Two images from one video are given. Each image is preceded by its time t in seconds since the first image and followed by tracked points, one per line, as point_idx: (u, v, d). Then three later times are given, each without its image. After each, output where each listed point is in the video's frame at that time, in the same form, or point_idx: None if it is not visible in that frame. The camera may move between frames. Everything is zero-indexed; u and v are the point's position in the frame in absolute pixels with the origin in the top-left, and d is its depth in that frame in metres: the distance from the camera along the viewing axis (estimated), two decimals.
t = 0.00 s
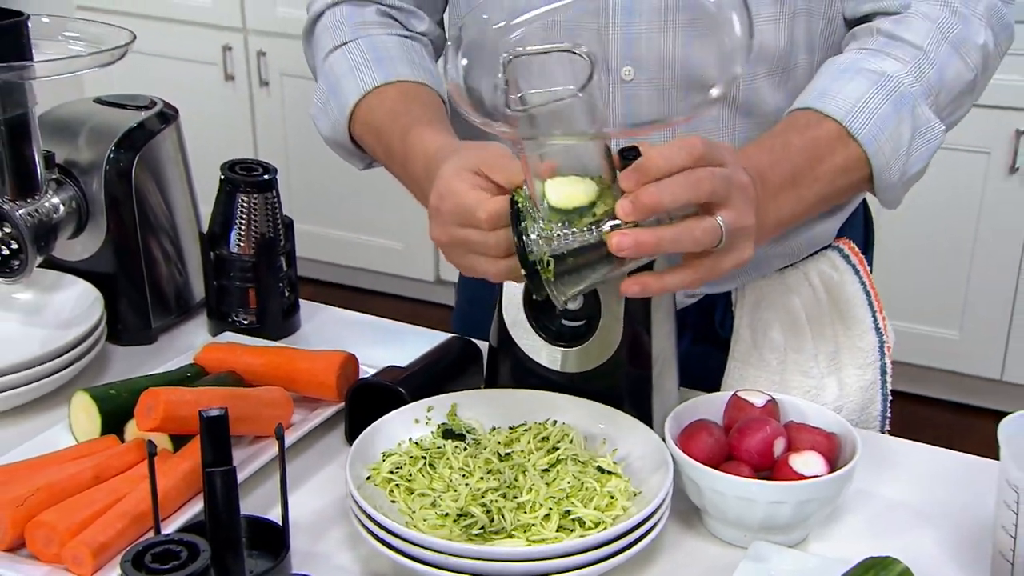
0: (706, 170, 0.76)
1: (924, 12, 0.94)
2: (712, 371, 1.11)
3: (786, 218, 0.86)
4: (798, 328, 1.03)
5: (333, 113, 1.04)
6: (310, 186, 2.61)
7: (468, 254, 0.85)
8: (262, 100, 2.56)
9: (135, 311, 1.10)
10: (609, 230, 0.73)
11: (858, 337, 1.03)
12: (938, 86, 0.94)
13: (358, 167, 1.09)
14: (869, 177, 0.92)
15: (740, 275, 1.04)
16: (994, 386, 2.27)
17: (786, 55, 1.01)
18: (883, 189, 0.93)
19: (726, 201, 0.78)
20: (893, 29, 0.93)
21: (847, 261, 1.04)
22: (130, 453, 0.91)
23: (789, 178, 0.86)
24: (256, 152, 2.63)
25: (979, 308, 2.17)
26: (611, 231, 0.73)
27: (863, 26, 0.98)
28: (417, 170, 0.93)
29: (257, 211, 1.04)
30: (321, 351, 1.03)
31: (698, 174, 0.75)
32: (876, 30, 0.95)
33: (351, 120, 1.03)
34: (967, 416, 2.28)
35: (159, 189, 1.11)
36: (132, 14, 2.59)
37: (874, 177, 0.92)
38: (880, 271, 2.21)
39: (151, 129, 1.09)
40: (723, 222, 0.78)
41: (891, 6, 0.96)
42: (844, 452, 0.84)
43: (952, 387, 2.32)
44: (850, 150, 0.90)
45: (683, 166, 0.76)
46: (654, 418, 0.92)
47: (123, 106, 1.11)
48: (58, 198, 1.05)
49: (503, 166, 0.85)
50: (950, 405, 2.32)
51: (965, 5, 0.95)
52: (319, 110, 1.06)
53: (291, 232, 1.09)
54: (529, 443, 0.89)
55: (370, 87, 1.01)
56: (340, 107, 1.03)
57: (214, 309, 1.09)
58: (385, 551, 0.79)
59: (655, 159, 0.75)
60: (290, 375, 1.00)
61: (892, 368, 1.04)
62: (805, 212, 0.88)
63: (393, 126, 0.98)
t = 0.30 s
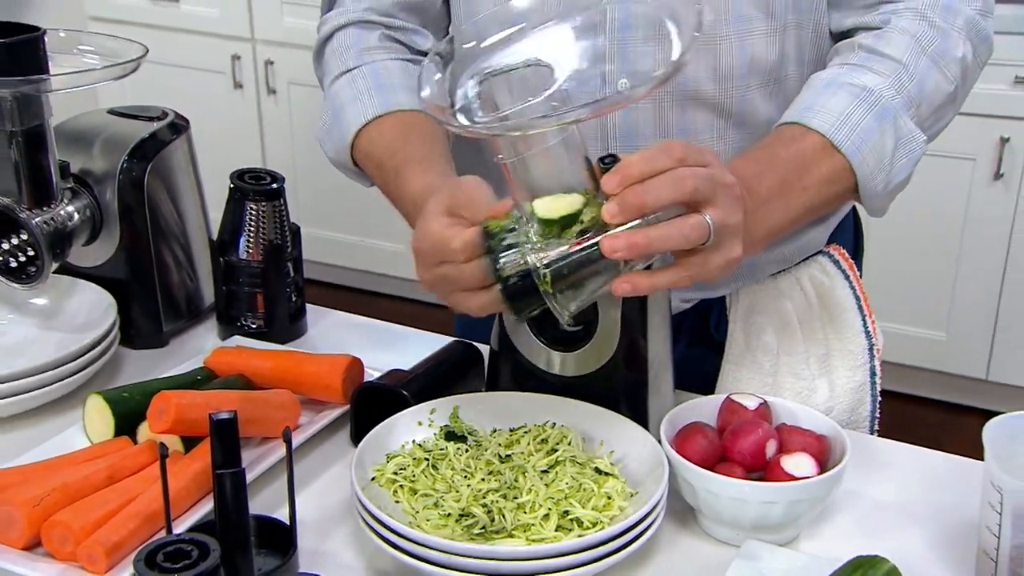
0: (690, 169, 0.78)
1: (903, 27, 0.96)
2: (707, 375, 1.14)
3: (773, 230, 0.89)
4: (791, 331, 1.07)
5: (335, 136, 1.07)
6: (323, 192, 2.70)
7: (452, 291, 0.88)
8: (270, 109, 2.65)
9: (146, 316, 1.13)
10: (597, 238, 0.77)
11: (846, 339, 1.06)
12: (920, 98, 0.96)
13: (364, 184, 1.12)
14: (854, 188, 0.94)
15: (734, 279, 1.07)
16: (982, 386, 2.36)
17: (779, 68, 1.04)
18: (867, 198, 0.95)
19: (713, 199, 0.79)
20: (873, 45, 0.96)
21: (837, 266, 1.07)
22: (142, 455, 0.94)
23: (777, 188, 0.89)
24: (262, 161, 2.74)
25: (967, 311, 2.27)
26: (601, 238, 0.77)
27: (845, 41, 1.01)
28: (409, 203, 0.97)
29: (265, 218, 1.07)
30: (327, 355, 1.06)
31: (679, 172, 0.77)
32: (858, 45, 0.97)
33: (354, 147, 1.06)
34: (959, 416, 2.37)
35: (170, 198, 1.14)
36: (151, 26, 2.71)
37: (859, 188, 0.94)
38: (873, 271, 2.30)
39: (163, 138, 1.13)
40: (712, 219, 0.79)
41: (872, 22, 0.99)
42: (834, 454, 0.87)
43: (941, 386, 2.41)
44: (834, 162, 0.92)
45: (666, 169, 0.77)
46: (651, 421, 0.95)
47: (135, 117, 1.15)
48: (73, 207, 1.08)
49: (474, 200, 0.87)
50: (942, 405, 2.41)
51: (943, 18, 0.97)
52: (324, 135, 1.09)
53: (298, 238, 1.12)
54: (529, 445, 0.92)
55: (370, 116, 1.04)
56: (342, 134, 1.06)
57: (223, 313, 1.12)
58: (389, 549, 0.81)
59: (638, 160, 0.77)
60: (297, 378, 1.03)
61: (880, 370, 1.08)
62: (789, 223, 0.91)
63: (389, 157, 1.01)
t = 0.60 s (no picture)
0: (727, 192, 0.81)
1: (909, 38, 0.98)
2: (702, 376, 1.16)
3: (795, 244, 0.91)
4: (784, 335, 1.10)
5: (316, 136, 1.08)
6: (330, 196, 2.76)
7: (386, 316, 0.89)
8: (275, 114, 2.72)
9: (153, 318, 1.16)
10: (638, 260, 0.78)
11: (836, 341, 1.11)
12: (929, 108, 0.98)
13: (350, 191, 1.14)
14: (868, 197, 0.97)
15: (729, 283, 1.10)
16: (974, 387, 2.41)
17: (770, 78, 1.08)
18: (882, 205, 0.98)
19: (748, 220, 0.82)
20: (881, 57, 0.98)
21: (829, 269, 1.11)
22: (150, 455, 0.96)
23: (798, 202, 0.91)
24: (268, 166, 2.79)
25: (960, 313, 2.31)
26: (640, 260, 0.78)
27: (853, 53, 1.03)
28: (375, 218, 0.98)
29: (270, 222, 1.10)
30: (330, 357, 1.08)
31: (717, 197, 0.80)
32: (866, 58, 1.00)
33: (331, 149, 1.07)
34: (953, 416, 2.41)
35: (177, 203, 1.17)
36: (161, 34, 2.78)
37: (873, 196, 0.97)
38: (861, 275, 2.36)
39: (171, 145, 1.16)
40: (748, 238, 0.82)
41: (878, 34, 1.01)
42: (826, 456, 0.89)
43: (936, 387, 2.46)
44: (850, 173, 0.95)
45: (704, 193, 0.80)
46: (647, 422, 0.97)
47: (144, 124, 1.18)
48: (83, 213, 1.10)
49: (448, 247, 0.89)
50: (937, 405, 2.46)
51: (949, 28, 0.99)
52: (305, 130, 1.09)
53: (302, 242, 1.15)
54: (528, 446, 0.93)
55: (351, 125, 1.06)
56: (324, 134, 1.07)
57: (229, 316, 1.15)
58: (391, 548, 0.82)
59: (676, 187, 0.79)
60: (300, 380, 1.05)
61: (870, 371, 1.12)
62: (810, 235, 0.93)
63: (362, 169, 1.02)
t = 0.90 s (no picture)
0: (753, 204, 0.83)
1: (911, 44, 1.00)
2: (699, 378, 1.17)
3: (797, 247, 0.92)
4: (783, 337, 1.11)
5: (305, 132, 1.06)
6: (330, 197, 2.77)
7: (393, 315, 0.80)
8: (277, 116, 2.74)
9: (155, 319, 1.17)
10: (663, 266, 0.80)
11: (833, 341, 1.12)
12: (929, 113, 0.99)
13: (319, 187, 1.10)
14: (869, 199, 0.98)
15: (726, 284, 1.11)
16: (970, 387, 2.42)
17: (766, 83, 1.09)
18: (879, 207, 0.98)
19: (769, 227, 0.84)
20: (883, 61, 0.99)
21: (824, 270, 1.12)
22: (152, 456, 0.97)
23: (804, 205, 0.92)
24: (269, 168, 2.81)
25: (956, 313, 2.32)
26: (665, 267, 0.80)
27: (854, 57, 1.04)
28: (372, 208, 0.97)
29: (271, 225, 1.11)
30: (330, 359, 1.09)
31: (742, 207, 0.82)
32: (868, 62, 1.01)
33: (319, 146, 1.06)
34: (950, 416, 2.42)
35: (180, 206, 1.18)
36: (163, 37, 2.81)
37: (873, 199, 0.98)
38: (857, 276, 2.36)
39: (174, 149, 1.17)
40: (769, 245, 0.84)
41: (880, 40, 1.02)
42: (822, 458, 0.90)
43: (933, 387, 2.46)
44: (853, 176, 0.95)
45: (731, 204, 0.82)
46: (645, 423, 0.98)
47: (146, 128, 1.19)
48: (86, 215, 1.12)
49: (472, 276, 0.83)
50: (934, 405, 2.46)
51: (949, 35, 1.01)
52: (291, 126, 1.08)
53: (303, 244, 1.16)
54: (528, 448, 0.94)
55: (348, 121, 1.05)
56: (314, 130, 1.05)
57: (231, 318, 1.16)
58: (392, 549, 0.83)
59: (703, 196, 0.81)
60: (301, 382, 1.06)
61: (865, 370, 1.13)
62: (811, 238, 0.93)
63: (354, 168, 1.01)
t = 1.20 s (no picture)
0: (752, 213, 0.84)
1: (909, 48, 1.00)
2: (693, 378, 1.17)
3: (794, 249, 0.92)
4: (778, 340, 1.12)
5: (272, 131, 1.07)
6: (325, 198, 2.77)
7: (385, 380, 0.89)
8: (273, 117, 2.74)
9: (151, 320, 1.17)
10: (662, 272, 0.80)
11: (827, 339, 1.13)
12: (926, 117, 1.00)
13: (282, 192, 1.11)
14: (866, 202, 0.98)
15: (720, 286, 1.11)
16: (965, 387, 2.42)
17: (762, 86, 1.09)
18: (875, 210, 0.99)
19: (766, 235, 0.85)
20: (881, 64, 0.99)
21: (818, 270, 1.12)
22: (148, 458, 0.97)
23: (803, 208, 0.92)
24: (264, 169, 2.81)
25: (951, 313, 2.32)
26: (665, 272, 0.80)
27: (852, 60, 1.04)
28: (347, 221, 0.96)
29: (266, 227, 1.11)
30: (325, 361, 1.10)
31: (742, 215, 0.83)
32: (865, 65, 1.01)
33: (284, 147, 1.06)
34: (945, 416, 2.42)
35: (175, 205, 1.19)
36: (160, 38, 2.81)
37: (870, 202, 0.98)
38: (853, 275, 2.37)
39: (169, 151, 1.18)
40: (764, 252, 0.85)
41: (878, 43, 1.02)
42: (816, 457, 0.90)
43: (928, 388, 2.47)
44: (850, 179, 0.95)
45: (731, 211, 0.83)
46: (640, 424, 0.98)
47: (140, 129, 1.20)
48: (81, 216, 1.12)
49: (408, 328, 0.91)
50: (929, 405, 2.46)
51: (946, 39, 1.01)
52: (261, 123, 1.09)
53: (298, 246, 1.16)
54: (523, 450, 0.94)
55: (314, 125, 1.05)
56: (280, 130, 1.06)
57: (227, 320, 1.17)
58: (387, 551, 0.83)
59: (706, 203, 0.81)
60: (296, 383, 1.07)
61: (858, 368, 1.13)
62: (810, 238, 0.93)
63: (321, 167, 1.01)
